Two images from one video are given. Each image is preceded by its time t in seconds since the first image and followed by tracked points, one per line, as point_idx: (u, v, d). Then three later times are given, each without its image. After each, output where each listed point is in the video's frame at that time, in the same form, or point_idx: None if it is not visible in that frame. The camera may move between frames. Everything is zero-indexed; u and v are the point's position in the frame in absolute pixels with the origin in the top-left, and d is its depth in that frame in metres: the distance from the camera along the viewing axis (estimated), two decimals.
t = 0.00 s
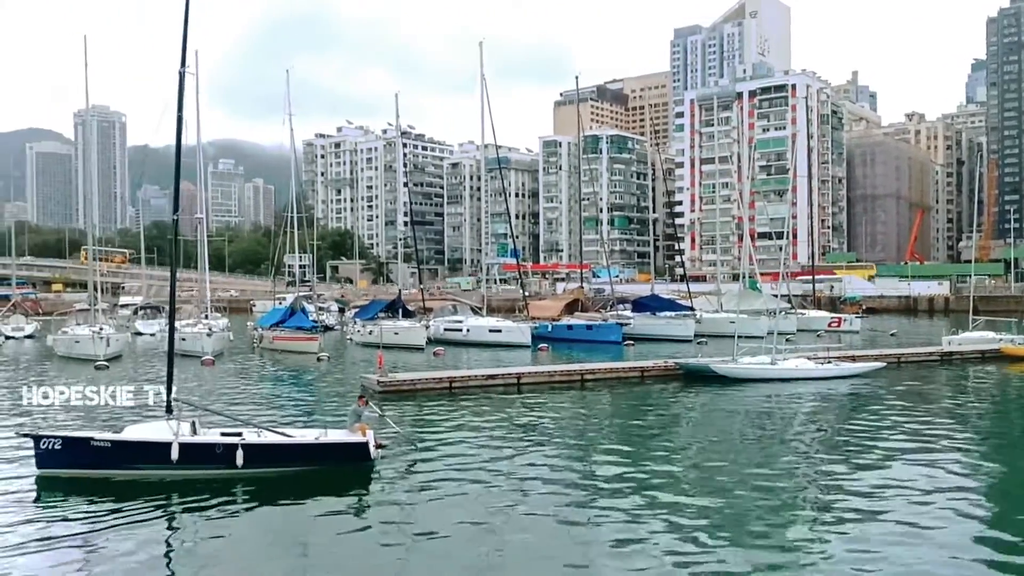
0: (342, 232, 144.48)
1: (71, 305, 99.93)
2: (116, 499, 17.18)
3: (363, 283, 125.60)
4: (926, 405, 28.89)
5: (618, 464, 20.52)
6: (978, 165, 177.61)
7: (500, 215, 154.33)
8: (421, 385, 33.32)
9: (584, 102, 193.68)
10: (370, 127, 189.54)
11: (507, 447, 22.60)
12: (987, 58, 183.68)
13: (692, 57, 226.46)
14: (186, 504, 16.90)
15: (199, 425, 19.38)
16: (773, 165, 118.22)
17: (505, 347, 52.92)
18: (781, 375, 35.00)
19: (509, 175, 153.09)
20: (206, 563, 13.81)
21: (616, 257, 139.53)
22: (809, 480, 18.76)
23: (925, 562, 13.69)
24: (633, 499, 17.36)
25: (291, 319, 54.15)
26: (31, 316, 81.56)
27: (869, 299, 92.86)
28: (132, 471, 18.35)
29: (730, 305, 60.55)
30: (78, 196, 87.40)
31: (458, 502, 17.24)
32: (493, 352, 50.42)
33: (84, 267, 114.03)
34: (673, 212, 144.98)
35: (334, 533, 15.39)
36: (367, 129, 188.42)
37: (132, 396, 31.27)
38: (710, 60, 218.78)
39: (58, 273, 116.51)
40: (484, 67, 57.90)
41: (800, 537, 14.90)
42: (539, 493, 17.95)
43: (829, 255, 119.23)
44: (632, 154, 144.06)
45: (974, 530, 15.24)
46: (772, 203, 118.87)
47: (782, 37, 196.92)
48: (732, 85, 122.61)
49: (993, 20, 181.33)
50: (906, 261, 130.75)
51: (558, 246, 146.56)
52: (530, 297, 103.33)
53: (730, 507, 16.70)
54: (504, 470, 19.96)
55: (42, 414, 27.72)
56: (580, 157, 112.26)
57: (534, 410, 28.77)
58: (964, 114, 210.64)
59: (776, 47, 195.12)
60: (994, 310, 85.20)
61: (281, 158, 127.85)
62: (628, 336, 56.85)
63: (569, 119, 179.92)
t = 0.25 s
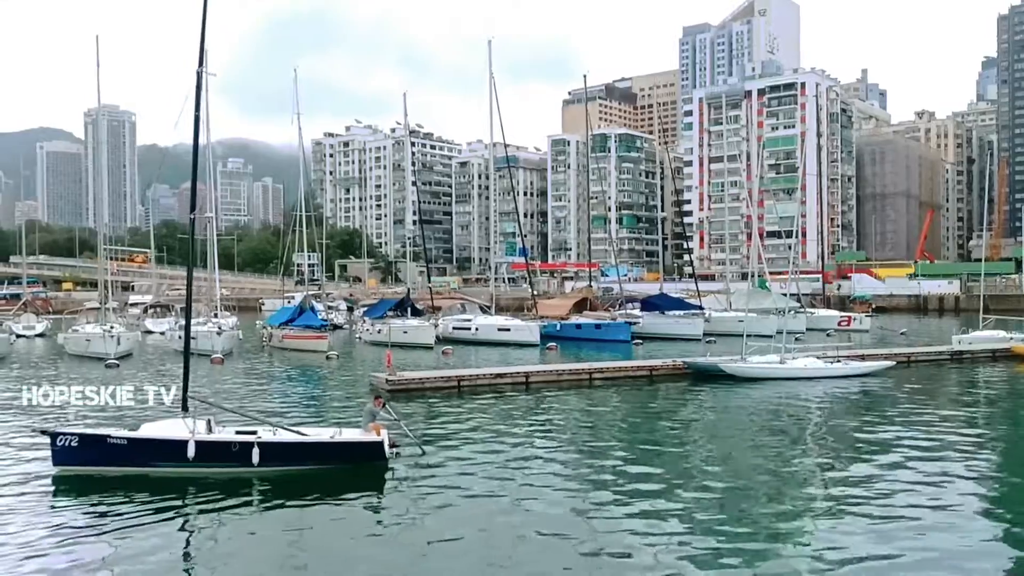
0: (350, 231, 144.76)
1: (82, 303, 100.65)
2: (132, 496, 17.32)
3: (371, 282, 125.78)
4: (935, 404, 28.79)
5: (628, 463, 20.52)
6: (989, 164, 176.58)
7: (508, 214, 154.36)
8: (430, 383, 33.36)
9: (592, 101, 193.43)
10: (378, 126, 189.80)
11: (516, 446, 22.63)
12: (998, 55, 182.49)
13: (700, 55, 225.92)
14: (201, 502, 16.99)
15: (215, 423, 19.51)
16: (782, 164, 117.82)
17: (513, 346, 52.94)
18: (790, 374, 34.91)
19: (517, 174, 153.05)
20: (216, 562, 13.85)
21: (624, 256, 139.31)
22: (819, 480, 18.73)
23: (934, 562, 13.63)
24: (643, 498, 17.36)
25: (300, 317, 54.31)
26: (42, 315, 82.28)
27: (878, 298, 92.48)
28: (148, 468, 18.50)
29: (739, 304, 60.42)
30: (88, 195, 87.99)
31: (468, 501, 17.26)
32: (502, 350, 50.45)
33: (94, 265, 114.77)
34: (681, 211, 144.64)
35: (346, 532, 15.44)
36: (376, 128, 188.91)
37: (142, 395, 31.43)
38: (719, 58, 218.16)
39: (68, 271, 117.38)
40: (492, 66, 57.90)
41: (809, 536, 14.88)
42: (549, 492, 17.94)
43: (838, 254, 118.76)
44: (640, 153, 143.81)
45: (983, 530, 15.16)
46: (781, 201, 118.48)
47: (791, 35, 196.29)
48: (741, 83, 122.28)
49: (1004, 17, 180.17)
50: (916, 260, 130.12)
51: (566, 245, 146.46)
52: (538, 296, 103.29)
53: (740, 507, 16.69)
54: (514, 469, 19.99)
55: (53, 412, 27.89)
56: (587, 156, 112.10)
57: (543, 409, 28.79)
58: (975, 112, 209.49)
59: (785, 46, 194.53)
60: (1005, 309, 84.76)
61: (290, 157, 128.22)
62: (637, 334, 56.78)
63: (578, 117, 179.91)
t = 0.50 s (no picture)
0: (354, 230, 144.90)
1: (87, 302, 100.91)
2: (141, 495, 17.42)
3: (376, 281, 125.72)
4: (939, 404, 28.76)
5: (630, 462, 20.54)
6: (994, 163, 176.21)
7: (511, 213, 154.37)
8: (433, 382, 33.43)
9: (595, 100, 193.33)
10: (381, 126, 189.90)
11: (520, 445, 22.73)
12: (1004, 54, 181.89)
13: (704, 54, 225.75)
14: (210, 501, 17.08)
15: (224, 422, 19.60)
16: (786, 163, 117.63)
17: (517, 345, 53.03)
18: (794, 374, 34.95)
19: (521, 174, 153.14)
20: (220, 562, 13.89)
21: (628, 255, 139.26)
22: (822, 479, 18.80)
23: (935, 562, 13.63)
24: (646, 497, 17.43)
25: (304, 316, 54.43)
26: (46, 314, 82.51)
27: (883, 297, 92.38)
28: (157, 467, 18.62)
29: (743, 304, 60.40)
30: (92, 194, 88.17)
31: (471, 501, 17.31)
32: (507, 350, 50.54)
33: (99, 264, 115.00)
34: (685, 210, 144.55)
35: (350, 532, 15.45)
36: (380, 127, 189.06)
37: (146, 395, 31.54)
38: (722, 57, 217.93)
39: (73, 270, 117.67)
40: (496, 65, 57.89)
41: (802, 535, 14.99)
42: (551, 491, 17.99)
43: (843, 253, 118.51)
44: (644, 152, 143.78)
45: (986, 530, 15.15)
46: (785, 201, 118.29)
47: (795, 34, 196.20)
48: (745, 82, 122.21)
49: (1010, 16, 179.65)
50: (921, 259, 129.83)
51: (570, 244, 146.43)
52: (542, 296, 103.30)
53: (741, 506, 16.77)
54: (517, 469, 20.03)
55: (58, 412, 28.01)
56: (591, 155, 112.03)
57: (547, 409, 28.82)
58: (980, 111, 209.12)
59: (789, 45, 194.44)
60: (1010, 308, 84.65)
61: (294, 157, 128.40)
62: (641, 334, 56.81)
63: (581, 117, 179.85)
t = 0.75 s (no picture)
0: (356, 229, 144.94)
1: (89, 302, 100.96)
2: (148, 494, 17.46)
3: (377, 280, 125.68)
4: (941, 403, 28.72)
5: (633, 462, 20.55)
6: (997, 162, 175.93)
7: (513, 212, 154.31)
8: (435, 381, 33.44)
9: (597, 99, 193.19)
10: (383, 125, 189.90)
11: (523, 444, 22.76)
12: (1007, 53, 181.57)
13: (706, 53, 225.53)
14: (214, 500, 17.10)
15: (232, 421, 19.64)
16: (788, 162, 117.53)
17: (519, 345, 53.04)
18: (796, 373, 34.93)
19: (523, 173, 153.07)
20: (226, 560, 13.95)
21: (630, 254, 139.19)
22: (824, 479, 18.81)
23: (936, 563, 13.63)
24: (650, 497, 17.44)
25: (306, 314, 54.46)
26: (49, 313, 82.53)
27: (885, 296, 92.29)
28: (165, 466, 18.65)
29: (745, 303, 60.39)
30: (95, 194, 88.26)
31: (473, 500, 17.33)
32: (509, 349, 50.55)
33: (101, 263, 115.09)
34: (687, 210, 144.45)
35: (353, 531, 15.49)
36: (382, 127, 189.13)
37: (149, 395, 31.55)
38: (725, 56, 217.67)
39: (75, 270, 117.76)
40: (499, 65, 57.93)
41: (804, 534, 15.01)
42: (554, 490, 18.01)
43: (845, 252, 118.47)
44: (646, 151, 143.72)
45: (988, 532, 15.11)
46: (787, 200, 118.07)
47: (798, 33, 195.98)
48: (748, 81, 122.15)
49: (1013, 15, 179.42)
50: (923, 258, 129.71)
51: (572, 244, 146.36)
52: (544, 296, 103.24)
53: (744, 505, 16.77)
54: (520, 467, 20.05)
55: (61, 411, 28.03)
56: (592, 154, 111.94)
57: (550, 408, 28.84)
58: (982, 110, 208.93)
59: (792, 44, 194.24)
60: (1012, 308, 84.62)
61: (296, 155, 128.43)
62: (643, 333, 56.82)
63: (583, 116, 179.74)
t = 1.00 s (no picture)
0: (357, 228, 145.02)
1: (89, 301, 101.02)
2: (154, 492, 17.56)
3: (377, 279, 125.77)
4: (940, 402, 28.81)
5: (634, 460, 20.64)
6: (997, 161, 175.87)
7: (514, 211, 154.32)
8: (435, 380, 33.53)
9: (598, 98, 193.11)
10: (384, 124, 189.87)
11: (524, 443, 22.86)
12: (1008, 52, 181.42)
13: (707, 52, 225.42)
14: (219, 499, 17.20)
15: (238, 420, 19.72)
16: (789, 161, 117.49)
17: (520, 344, 53.12)
18: (796, 372, 35.00)
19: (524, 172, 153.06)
20: (230, 559, 14.05)
21: (630, 253, 139.21)
22: (824, 477, 18.89)
23: (935, 560, 13.74)
24: (650, 495, 17.52)
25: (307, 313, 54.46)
26: (49, 312, 82.57)
27: (885, 296, 92.30)
28: (174, 464, 18.74)
29: (745, 303, 60.46)
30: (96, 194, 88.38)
31: (474, 498, 17.45)
32: (510, 348, 50.62)
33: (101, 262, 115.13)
34: (687, 209, 144.44)
35: (356, 529, 15.60)
36: (383, 126, 189.17)
37: (151, 394, 31.62)
38: (725, 55, 217.49)
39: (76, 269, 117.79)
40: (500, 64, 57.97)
41: (804, 532, 15.12)
42: (554, 488, 18.12)
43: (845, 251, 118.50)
44: (647, 150, 143.76)
45: (985, 529, 15.18)
46: (788, 199, 118.00)
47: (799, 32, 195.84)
48: (748, 80, 122.20)
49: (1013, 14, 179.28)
50: (923, 257, 129.66)
51: (572, 243, 146.34)
52: (544, 295, 103.23)
53: (746, 504, 16.86)
54: (521, 466, 20.14)
55: (63, 411, 28.10)
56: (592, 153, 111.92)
57: (551, 407, 28.92)
58: (983, 109, 208.85)
59: (793, 43, 194.14)
60: (1012, 307, 84.72)
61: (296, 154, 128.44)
62: (644, 332, 56.88)
63: (584, 115, 179.67)
